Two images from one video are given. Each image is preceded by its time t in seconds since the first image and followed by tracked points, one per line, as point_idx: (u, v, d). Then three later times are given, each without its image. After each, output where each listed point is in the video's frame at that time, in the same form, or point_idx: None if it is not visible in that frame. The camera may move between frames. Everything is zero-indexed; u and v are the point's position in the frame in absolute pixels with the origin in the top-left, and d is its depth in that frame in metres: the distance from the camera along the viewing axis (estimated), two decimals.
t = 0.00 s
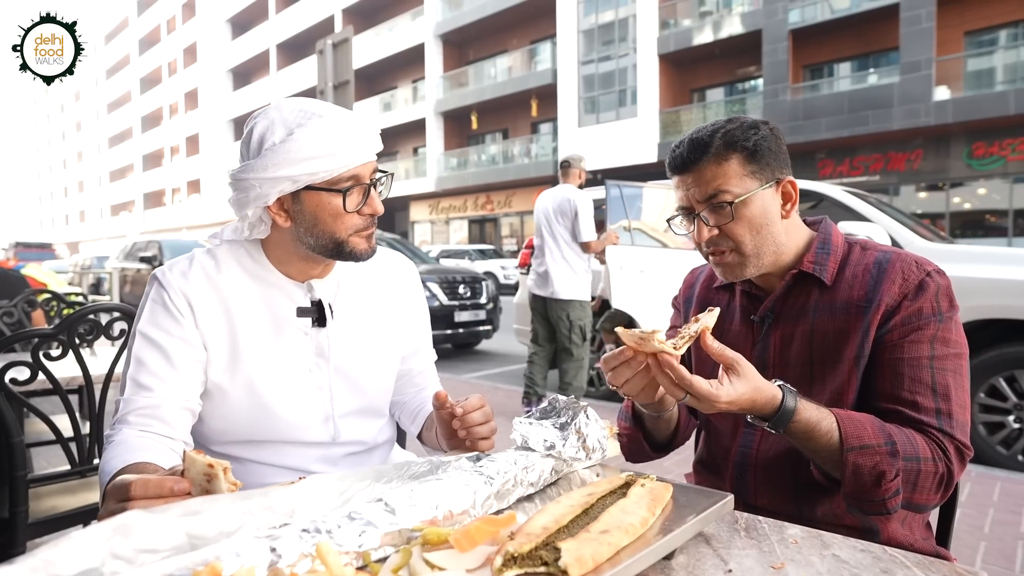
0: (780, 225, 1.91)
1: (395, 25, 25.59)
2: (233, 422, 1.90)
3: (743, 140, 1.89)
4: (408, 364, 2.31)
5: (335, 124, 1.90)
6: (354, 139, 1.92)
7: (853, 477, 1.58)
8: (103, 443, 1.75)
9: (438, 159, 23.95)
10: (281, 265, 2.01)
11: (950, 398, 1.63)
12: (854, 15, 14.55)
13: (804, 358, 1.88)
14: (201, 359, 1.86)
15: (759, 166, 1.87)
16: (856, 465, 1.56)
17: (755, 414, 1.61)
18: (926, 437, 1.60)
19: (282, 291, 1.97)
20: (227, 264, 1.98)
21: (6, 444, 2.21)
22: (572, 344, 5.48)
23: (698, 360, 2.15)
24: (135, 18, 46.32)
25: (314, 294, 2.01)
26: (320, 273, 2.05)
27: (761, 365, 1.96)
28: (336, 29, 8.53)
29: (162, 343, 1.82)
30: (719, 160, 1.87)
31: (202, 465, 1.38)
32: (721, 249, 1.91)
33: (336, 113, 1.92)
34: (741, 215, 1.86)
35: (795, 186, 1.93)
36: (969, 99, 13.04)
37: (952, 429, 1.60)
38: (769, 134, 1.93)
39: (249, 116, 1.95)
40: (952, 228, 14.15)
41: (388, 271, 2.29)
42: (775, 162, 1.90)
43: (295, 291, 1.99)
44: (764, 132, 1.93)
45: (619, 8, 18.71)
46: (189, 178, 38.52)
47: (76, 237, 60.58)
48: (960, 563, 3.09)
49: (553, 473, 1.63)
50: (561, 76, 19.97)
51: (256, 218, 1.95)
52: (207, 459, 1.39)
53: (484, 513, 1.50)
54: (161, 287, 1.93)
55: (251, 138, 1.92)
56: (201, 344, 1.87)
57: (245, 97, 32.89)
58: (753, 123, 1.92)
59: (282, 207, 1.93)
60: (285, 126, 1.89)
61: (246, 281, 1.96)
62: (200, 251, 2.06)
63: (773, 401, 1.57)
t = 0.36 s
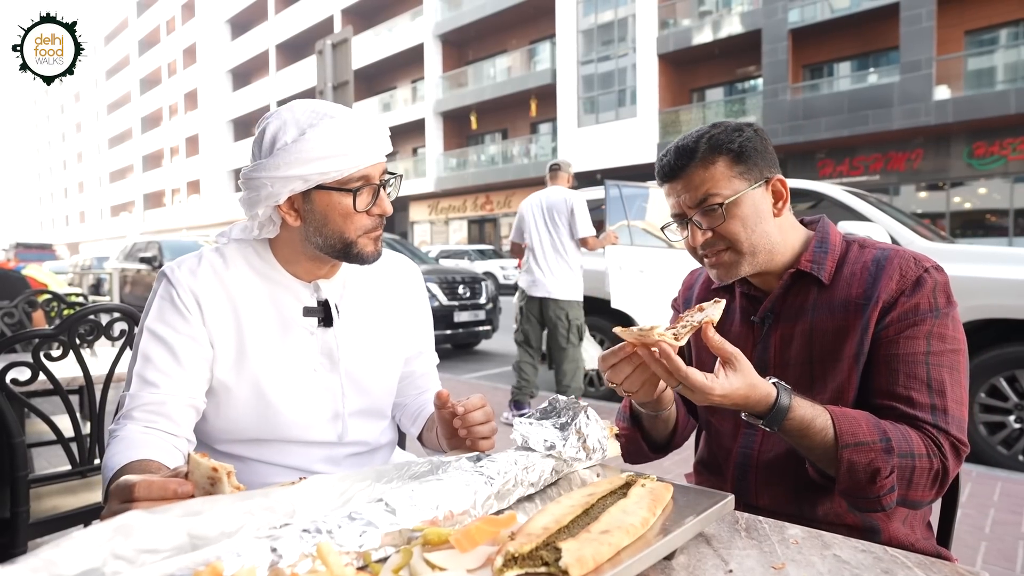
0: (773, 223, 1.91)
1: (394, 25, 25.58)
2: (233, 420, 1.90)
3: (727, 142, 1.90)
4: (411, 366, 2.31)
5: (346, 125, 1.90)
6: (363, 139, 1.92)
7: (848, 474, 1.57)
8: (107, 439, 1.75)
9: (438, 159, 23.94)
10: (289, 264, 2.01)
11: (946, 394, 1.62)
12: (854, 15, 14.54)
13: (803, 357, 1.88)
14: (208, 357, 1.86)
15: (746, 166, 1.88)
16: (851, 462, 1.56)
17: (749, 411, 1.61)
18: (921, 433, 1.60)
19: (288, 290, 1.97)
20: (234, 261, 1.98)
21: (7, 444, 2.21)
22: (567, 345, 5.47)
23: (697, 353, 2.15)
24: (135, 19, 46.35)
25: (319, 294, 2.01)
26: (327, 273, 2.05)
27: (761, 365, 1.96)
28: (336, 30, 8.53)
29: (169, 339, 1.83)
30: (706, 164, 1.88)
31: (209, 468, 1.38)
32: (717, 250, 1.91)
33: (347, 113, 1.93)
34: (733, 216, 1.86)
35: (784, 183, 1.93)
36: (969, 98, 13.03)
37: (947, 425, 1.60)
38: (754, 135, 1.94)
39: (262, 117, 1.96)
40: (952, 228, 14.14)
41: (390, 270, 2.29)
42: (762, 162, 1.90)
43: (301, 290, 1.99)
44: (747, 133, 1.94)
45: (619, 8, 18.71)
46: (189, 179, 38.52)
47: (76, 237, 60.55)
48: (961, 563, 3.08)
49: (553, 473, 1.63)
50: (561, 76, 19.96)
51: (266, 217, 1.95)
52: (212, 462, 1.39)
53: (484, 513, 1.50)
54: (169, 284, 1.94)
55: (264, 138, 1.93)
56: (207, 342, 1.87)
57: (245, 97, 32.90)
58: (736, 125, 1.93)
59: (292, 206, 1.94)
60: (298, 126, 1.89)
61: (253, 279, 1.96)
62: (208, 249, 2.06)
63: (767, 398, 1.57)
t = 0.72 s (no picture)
0: (768, 221, 1.91)
1: (394, 26, 25.59)
2: (234, 419, 1.90)
3: (719, 143, 1.90)
4: (413, 368, 2.31)
5: (349, 125, 1.90)
6: (366, 139, 1.92)
7: (846, 466, 1.57)
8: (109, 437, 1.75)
9: (438, 159, 23.94)
10: (292, 265, 2.01)
11: (940, 389, 1.62)
12: (854, 14, 14.54)
13: (802, 355, 1.88)
14: (212, 356, 1.87)
15: (738, 165, 1.88)
16: (851, 454, 1.56)
17: (750, 400, 1.61)
18: (917, 429, 1.59)
19: (291, 290, 1.97)
20: (238, 260, 1.98)
21: (8, 446, 2.21)
22: (560, 344, 5.49)
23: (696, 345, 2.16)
24: (134, 20, 46.35)
25: (323, 294, 2.01)
26: (331, 274, 2.05)
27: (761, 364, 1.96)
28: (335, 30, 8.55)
29: (173, 338, 1.82)
30: (699, 165, 1.89)
31: (214, 471, 1.37)
32: (714, 251, 1.91)
33: (350, 114, 1.93)
34: (728, 216, 1.87)
35: (777, 180, 1.94)
36: (970, 97, 13.02)
37: (941, 420, 1.59)
38: (744, 135, 1.94)
39: (267, 119, 1.97)
40: (952, 227, 14.13)
41: (390, 270, 2.29)
42: (754, 161, 1.90)
43: (305, 290, 1.99)
44: (738, 133, 1.94)
45: (618, 8, 18.71)
46: (189, 180, 38.50)
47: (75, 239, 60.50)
48: (963, 562, 3.09)
49: (554, 473, 1.63)
50: (561, 76, 19.96)
51: (271, 217, 1.95)
52: (217, 465, 1.38)
53: (485, 513, 1.49)
54: (173, 283, 1.94)
55: (268, 138, 1.93)
56: (211, 341, 1.87)
57: (244, 98, 32.91)
58: (726, 126, 1.94)
59: (297, 206, 1.94)
60: (302, 126, 1.90)
61: (257, 279, 1.96)
62: (211, 249, 2.06)
63: (769, 387, 1.56)
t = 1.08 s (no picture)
0: (755, 223, 1.90)
1: (394, 26, 25.59)
2: (236, 419, 1.90)
3: (717, 141, 1.95)
4: (413, 369, 2.30)
5: (348, 125, 1.91)
6: (365, 140, 1.92)
7: (852, 466, 1.57)
8: (111, 437, 1.74)
9: (438, 159, 23.96)
10: (294, 265, 2.01)
11: (942, 390, 1.62)
12: (853, 14, 14.55)
13: (801, 356, 1.87)
14: (213, 356, 1.86)
15: (731, 164, 1.90)
16: (856, 454, 1.56)
17: (757, 399, 1.61)
18: (921, 430, 1.60)
19: (294, 290, 1.97)
20: (240, 260, 1.99)
21: (8, 446, 2.22)
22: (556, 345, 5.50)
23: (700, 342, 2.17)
24: (134, 21, 46.34)
25: (325, 294, 2.01)
26: (333, 274, 2.05)
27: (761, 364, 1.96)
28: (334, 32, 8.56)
29: (175, 337, 1.82)
30: (692, 160, 1.95)
31: (216, 473, 1.38)
32: (697, 243, 1.96)
33: (348, 114, 1.93)
34: (711, 211, 1.90)
35: (776, 184, 1.90)
36: (969, 97, 13.02)
37: (945, 422, 1.60)
38: (751, 137, 1.96)
39: (265, 120, 1.97)
40: (952, 227, 14.14)
41: (390, 270, 2.28)
42: (752, 162, 1.91)
43: (307, 290, 1.99)
44: (744, 134, 1.96)
45: (618, 8, 18.71)
46: (189, 181, 38.52)
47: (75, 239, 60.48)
48: (962, 562, 3.09)
49: (555, 474, 1.63)
50: (560, 76, 19.96)
51: (272, 218, 1.95)
52: (220, 467, 1.38)
53: (485, 513, 1.50)
54: (176, 283, 1.94)
55: (267, 139, 1.94)
56: (213, 341, 1.87)
57: (244, 99, 32.91)
58: (732, 126, 1.97)
59: (296, 207, 1.94)
60: (300, 127, 1.90)
61: (258, 279, 1.97)
62: (213, 249, 2.06)
63: (778, 386, 1.56)
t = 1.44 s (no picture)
0: (763, 219, 1.91)
1: (392, 26, 25.59)
2: (235, 420, 1.90)
3: (747, 126, 1.95)
4: (413, 369, 2.31)
5: (349, 126, 1.91)
6: (365, 141, 1.92)
7: (847, 470, 1.58)
8: (110, 437, 1.75)
9: (437, 160, 23.97)
10: (294, 265, 2.01)
11: (943, 399, 1.62)
12: (852, 14, 14.57)
13: (803, 356, 1.88)
14: (213, 356, 1.87)
15: (751, 154, 1.91)
16: (852, 459, 1.56)
17: (756, 402, 1.61)
18: (919, 437, 1.60)
19: (293, 291, 1.98)
20: (239, 260, 1.99)
21: (6, 448, 2.22)
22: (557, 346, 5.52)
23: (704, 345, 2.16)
24: (132, 22, 46.34)
25: (324, 295, 2.02)
26: (332, 273, 2.05)
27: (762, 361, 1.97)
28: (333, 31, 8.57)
29: (174, 338, 1.83)
30: (715, 144, 1.98)
31: (215, 474, 1.38)
32: (706, 225, 2.02)
33: (350, 115, 1.93)
34: (720, 198, 1.94)
35: (793, 183, 1.89)
36: (966, 96, 13.04)
37: (943, 430, 1.60)
38: (784, 128, 1.93)
39: (269, 119, 1.98)
40: (950, 226, 14.17)
41: (388, 271, 2.28)
42: (774, 154, 1.90)
43: (306, 291, 2.00)
44: (778, 124, 1.94)
45: (617, 8, 18.72)
46: (188, 182, 38.52)
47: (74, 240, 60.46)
48: (960, 559, 3.09)
49: (553, 472, 1.63)
50: (559, 76, 19.98)
51: (271, 218, 1.96)
52: (219, 467, 1.39)
53: (484, 512, 1.50)
54: (175, 283, 1.94)
55: (268, 139, 1.94)
56: (213, 342, 1.88)
57: (243, 99, 32.90)
58: (768, 113, 1.95)
59: (296, 207, 1.94)
60: (301, 127, 1.90)
61: (258, 280, 1.97)
62: (213, 250, 2.06)
63: (777, 388, 1.56)
